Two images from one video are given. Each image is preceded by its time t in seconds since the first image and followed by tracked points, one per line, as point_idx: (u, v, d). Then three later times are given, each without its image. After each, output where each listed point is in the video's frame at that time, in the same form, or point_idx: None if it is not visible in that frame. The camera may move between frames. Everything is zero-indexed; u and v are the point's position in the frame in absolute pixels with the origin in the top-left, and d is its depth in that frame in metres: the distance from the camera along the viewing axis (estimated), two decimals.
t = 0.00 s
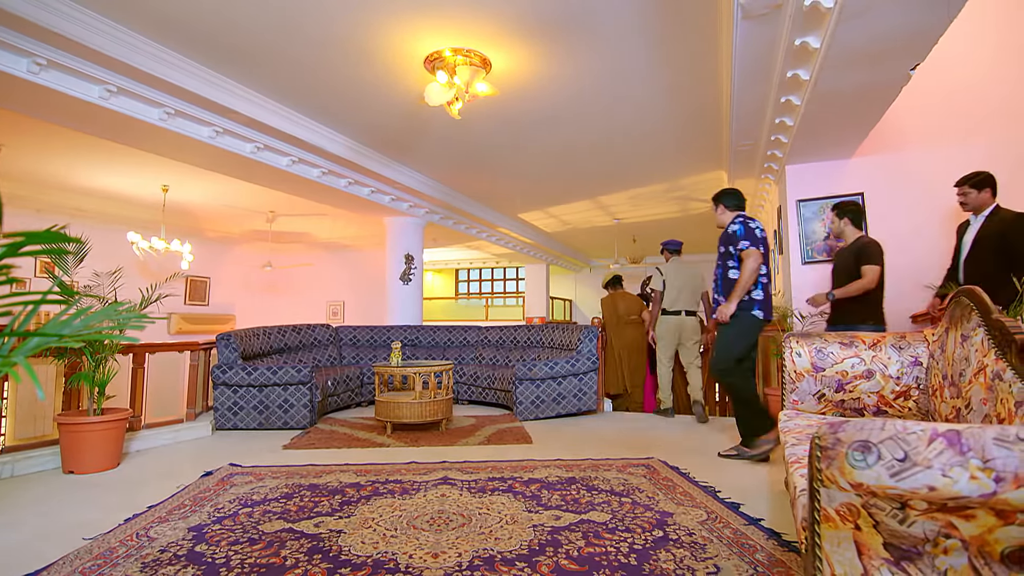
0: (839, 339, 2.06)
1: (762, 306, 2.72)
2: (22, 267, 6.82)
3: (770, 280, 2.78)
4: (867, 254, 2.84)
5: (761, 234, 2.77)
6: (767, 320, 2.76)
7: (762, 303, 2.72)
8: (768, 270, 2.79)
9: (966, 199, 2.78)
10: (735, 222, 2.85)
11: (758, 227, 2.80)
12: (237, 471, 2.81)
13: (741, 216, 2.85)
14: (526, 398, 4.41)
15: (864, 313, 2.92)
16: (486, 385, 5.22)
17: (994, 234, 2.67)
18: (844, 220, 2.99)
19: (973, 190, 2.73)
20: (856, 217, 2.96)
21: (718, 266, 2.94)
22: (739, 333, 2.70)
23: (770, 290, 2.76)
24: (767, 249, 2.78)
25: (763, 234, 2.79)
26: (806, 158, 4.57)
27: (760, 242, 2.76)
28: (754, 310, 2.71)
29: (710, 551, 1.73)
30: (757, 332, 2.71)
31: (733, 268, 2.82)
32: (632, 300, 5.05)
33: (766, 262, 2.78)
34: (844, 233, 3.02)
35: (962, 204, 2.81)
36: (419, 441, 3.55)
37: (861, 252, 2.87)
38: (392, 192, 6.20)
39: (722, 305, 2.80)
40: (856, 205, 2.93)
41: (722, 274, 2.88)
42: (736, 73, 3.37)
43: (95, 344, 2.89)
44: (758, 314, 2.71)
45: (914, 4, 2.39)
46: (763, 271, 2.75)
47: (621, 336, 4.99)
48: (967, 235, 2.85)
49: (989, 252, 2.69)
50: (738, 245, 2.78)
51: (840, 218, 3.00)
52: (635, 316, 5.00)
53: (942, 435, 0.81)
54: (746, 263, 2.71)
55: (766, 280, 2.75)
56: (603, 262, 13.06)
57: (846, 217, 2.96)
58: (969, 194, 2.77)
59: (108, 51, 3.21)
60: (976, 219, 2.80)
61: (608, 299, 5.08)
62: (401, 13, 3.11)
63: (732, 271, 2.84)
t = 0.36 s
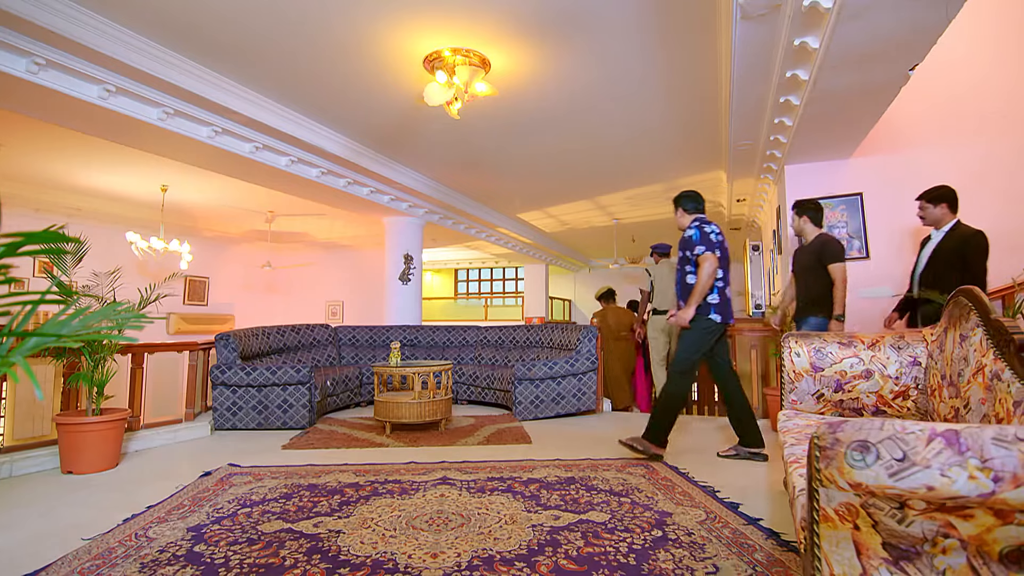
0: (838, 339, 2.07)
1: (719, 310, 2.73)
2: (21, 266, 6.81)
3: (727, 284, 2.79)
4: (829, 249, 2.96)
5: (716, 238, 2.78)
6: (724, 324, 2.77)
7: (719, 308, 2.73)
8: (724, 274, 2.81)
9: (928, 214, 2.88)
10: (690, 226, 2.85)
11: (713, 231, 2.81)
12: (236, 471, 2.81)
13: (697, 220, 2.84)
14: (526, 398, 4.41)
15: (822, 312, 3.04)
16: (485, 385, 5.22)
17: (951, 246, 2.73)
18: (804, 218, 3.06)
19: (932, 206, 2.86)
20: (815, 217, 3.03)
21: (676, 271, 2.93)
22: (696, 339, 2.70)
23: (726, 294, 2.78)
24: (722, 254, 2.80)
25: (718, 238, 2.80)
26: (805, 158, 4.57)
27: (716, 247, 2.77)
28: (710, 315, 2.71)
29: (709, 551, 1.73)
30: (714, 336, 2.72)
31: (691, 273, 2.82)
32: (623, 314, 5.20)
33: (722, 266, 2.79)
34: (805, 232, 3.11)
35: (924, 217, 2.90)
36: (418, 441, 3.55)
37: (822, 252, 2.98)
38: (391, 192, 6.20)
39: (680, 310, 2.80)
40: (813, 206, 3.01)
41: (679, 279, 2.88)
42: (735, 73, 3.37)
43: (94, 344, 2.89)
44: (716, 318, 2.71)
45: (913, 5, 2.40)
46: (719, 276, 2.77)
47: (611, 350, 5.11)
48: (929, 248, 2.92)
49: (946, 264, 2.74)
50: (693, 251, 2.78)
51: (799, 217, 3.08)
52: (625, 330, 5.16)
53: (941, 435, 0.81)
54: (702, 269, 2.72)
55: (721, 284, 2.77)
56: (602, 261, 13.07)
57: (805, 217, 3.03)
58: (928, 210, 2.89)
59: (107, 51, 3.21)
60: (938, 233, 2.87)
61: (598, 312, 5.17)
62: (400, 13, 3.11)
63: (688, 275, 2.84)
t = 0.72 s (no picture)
0: (837, 339, 2.07)
1: (670, 307, 2.77)
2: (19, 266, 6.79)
3: (676, 280, 2.83)
4: (792, 253, 3.00)
5: (661, 235, 2.78)
6: (676, 320, 2.82)
7: (669, 304, 2.77)
8: (673, 270, 2.83)
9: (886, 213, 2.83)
10: (638, 223, 2.85)
11: (659, 227, 2.80)
12: (235, 471, 2.81)
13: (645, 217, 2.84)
14: (525, 398, 4.41)
15: (779, 313, 3.01)
16: (484, 385, 5.21)
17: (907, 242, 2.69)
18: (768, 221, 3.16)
19: (887, 202, 2.80)
20: (780, 219, 3.16)
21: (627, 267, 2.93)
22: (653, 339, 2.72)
23: (675, 290, 2.81)
24: (668, 250, 2.81)
25: (664, 235, 2.81)
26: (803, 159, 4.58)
27: (661, 244, 2.78)
28: (661, 312, 2.75)
29: (707, 551, 1.73)
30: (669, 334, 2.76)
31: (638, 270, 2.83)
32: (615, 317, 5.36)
33: (669, 263, 2.81)
34: (769, 234, 3.19)
35: (883, 215, 2.86)
36: (417, 441, 3.55)
37: (783, 252, 3.04)
38: (390, 192, 6.20)
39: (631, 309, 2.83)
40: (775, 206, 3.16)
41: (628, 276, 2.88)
42: (734, 74, 3.37)
43: (93, 344, 2.88)
44: (668, 316, 2.75)
45: (912, 5, 2.40)
46: (666, 272, 2.79)
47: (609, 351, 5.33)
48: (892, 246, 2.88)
49: (904, 261, 2.68)
50: (637, 249, 2.78)
51: (766, 220, 3.19)
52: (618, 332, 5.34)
53: (940, 434, 0.81)
54: (647, 268, 2.74)
55: (669, 280, 2.80)
56: (601, 261, 13.08)
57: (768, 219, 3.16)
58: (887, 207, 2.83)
59: (106, 50, 3.20)
60: (897, 229, 2.83)
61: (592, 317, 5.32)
62: (399, 13, 3.11)
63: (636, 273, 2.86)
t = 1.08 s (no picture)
0: (836, 339, 2.07)
1: (633, 306, 2.78)
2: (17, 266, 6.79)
3: (637, 279, 2.84)
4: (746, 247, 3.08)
5: (618, 235, 2.82)
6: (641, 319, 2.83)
7: (632, 303, 2.78)
8: (634, 269, 2.85)
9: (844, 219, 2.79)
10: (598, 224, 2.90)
11: (616, 227, 2.84)
12: (234, 471, 2.81)
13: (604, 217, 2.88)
14: (524, 398, 4.40)
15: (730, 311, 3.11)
16: (484, 385, 5.21)
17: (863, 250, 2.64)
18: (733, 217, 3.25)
19: (842, 209, 2.78)
20: (744, 217, 3.21)
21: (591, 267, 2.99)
22: (621, 337, 2.73)
23: (637, 289, 2.82)
24: (627, 249, 2.83)
25: (622, 235, 2.83)
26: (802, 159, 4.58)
27: (618, 244, 2.81)
28: (624, 311, 2.76)
29: (706, 550, 1.74)
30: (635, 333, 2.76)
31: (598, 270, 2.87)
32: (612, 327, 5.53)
33: (628, 262, 2.83)
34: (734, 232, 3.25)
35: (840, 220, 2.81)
36: (416, 441, 3.55)
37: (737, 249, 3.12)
38: (389, 192, 6.20)
39: (594, 309, 2.85)
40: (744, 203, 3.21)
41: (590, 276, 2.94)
42: (733, 74, 3.38)
43: (91, 344, 2.88)
44: (631, 314, 2.76)
45: (912, 5, 2.40)
46: (624, 271, 2.81)
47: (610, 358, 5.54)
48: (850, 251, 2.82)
49: (862, 270, 2.63)
50: (593, 249, 2.83)
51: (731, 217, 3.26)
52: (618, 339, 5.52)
53: (938, 434, 0.81)
54: (603, 268, 2.77)
55: (630, 279, 2.81)
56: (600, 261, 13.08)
57: (734, 217, 3.18)
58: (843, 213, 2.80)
59: (106, 50, 3.20)
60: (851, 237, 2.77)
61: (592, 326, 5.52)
62: (399, 13, 3.11)
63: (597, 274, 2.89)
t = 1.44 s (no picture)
0: (835, 339, 2.07)
1: (589, 310, 2.78)
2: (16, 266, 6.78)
3: (594, 284, 2.85)
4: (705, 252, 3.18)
5: (576, 239, 2.81)
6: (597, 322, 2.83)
7: (588, 307, 2.79)
8: (591, 273, 2.85)
9: (804, 212, 2.74)
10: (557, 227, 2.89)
11: (575, 231, 2.83)
12: (233, 471, 2.81)
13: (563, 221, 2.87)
14: (524, 398, 4.40)
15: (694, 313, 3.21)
16: (483, 385, 5.21)
17: (835, 250, 2.63)
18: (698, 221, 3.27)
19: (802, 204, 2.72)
20: (707, 220, 3.21)
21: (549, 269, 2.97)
22: (577, 338, 2.73)
23: (593, 293, 2.83)
24: (585, 253, 2.84)
25: (581, 239, 2.84)
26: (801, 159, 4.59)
27: (576, 248, 2.81)
28: (580, 315, 2.76)
29: (706, 550, 1.74)
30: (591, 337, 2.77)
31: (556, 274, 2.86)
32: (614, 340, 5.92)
33: (586, 266, 2.84)
34: (697, 235, 3.28)
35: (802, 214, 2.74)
36: (416, 441, 3.55)
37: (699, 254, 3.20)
38: (388, 192, 6.20)
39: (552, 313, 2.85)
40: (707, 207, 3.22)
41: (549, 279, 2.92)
42: (732, 74, 3.38)
43: (90, 344, 2.88)
44: (588, 318, 2.77)
45: (912, 5, 2.40)
46: (581, 275, 2.80)
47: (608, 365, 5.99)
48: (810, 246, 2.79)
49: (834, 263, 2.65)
50: (552, 252, 2.83)
51: (693, 220, 3.26)
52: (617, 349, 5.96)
53: (937, 434, 0.81)
54: (560, 272, 2.77)
55: (587, 284, 2.81)
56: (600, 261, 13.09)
57: (697, 220, 3.20)
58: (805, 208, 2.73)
59: (105, 50, 3.20)
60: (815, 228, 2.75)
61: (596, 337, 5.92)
62: (399, 13, 3.11)
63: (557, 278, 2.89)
